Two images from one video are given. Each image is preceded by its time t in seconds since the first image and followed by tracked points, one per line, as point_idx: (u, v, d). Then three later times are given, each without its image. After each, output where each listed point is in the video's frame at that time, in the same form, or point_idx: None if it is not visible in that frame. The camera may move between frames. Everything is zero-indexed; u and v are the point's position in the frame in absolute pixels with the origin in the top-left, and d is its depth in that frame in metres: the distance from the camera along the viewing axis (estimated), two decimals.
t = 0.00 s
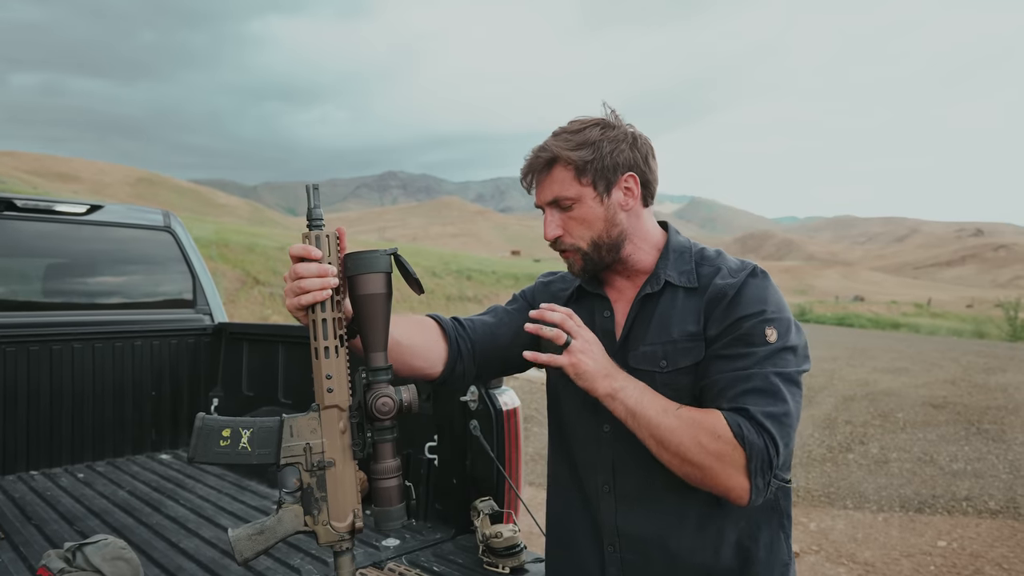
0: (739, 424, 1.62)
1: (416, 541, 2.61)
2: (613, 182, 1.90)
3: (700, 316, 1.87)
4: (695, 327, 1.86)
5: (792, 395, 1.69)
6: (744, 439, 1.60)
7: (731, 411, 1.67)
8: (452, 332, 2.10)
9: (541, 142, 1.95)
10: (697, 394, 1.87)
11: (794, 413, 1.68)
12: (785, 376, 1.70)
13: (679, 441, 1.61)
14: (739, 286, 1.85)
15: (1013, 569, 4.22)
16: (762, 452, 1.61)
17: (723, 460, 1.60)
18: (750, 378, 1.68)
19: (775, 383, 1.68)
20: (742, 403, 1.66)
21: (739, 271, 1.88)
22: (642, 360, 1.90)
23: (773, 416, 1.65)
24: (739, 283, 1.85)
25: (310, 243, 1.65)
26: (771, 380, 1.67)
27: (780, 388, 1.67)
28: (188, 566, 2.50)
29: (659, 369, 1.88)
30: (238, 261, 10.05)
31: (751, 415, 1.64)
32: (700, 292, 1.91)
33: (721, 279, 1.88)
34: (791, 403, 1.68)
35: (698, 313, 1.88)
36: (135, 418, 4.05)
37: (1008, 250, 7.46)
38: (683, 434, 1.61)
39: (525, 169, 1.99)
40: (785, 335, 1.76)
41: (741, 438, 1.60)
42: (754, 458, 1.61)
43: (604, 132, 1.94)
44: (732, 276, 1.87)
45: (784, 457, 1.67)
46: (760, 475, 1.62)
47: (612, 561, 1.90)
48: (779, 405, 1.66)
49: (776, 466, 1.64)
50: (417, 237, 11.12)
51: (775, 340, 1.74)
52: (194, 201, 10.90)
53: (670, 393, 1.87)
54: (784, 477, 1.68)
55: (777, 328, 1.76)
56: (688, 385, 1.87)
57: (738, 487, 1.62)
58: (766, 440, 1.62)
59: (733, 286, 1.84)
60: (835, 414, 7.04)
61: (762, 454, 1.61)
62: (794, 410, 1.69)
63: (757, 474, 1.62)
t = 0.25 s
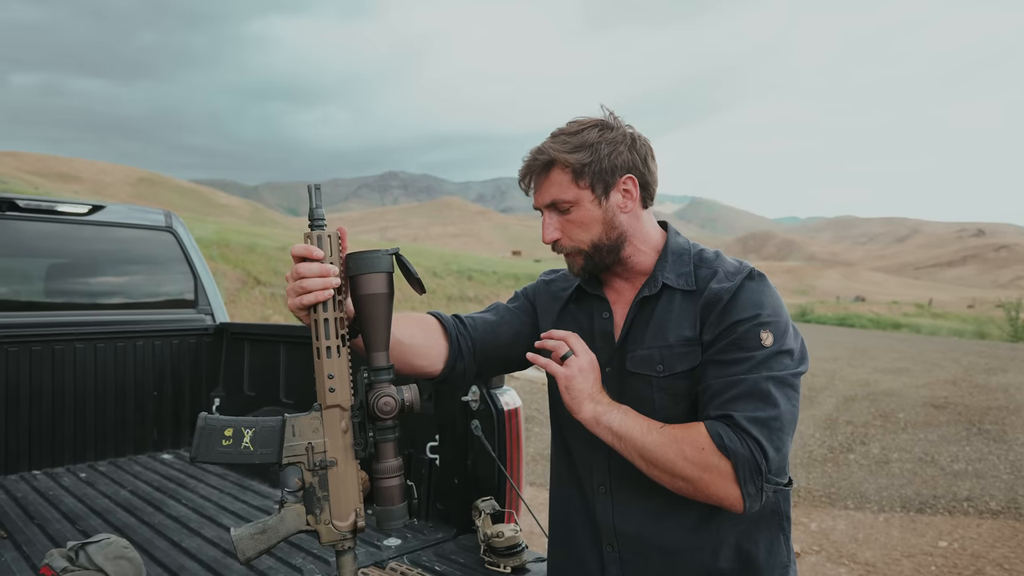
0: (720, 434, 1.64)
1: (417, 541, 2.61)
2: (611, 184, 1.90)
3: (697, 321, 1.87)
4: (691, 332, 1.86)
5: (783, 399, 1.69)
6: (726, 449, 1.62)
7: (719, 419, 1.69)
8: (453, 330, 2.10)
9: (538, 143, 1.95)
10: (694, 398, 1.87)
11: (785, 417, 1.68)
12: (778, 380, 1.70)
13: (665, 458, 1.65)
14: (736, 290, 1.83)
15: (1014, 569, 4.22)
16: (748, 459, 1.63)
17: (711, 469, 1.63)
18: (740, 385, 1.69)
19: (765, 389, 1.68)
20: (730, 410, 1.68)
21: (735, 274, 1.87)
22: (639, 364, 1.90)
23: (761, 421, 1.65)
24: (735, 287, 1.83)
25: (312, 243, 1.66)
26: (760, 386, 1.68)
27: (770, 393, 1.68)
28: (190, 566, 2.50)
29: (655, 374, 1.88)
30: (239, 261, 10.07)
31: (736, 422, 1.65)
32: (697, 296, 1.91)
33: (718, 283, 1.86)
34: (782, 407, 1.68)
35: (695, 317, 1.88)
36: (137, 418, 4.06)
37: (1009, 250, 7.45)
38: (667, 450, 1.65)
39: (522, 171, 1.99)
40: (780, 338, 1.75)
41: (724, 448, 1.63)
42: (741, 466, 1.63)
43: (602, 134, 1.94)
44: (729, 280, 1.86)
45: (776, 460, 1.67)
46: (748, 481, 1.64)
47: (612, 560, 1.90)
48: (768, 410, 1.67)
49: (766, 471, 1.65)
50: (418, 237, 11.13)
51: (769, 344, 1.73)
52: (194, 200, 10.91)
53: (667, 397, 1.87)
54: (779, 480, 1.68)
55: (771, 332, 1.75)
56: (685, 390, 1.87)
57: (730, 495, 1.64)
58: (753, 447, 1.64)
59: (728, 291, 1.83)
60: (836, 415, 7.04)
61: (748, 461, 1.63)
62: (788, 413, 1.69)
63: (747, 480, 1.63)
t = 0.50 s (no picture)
0: (703, 445, 1.63)
1: (419, 540, 2.62)
2: (619, 176, 1.91)
3: (696, 320, 1.87)
4: (690, 332, 1.86)
5: (777, 399, 1.67)
6: (710, 457, 1.62)
7: (707, 425, 1.68)
8: (454, 329, 2.11)
9: (546, 134, 1.94)
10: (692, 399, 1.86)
11: (778, 416, 1.66)
12: (772, 381, 1.68)
13: (651, 484, 1.67)
14: (734, 290, 1.83)
15: (1015, 569, 4.22)
16: (736, 463, 1.62)
17: (697, 483, 1.63)
18: (733, 386, 1.68)
19: (756, 391, 1.67)
20: (719, 414, 1.67)
21: (734, 274, 1.87)
22: (638, 363, 1.90)
23: (750, 423, 1.64)
24: (734, 286, 1.83)
25: (310, 242, 1.66)
26: (751, 389, 1.67)
27: (763, 394, 1.66)
28: (192, 565, 2.50)
29: (654, 374, 1.88)
30: (240, 261, 10.08)
31: (723, 425, 1.65)
32: (696, 295, 1.91)
33: (718, 283, 1.86)
34: (776, 407, 1.66)
35: (694, 316, 1.88)
36: (138, 418, 4.07)
37: (1010, 250, 7.45)
38: (651, 478, 1.67)
39: (528, 163, 1.97)
40: (778, 338, 1.74)
41: (708, 458, 1.62)
42: (730, 471, 1.62)
43: (611, 126, 1.95)
44: (728, 279, 1.86)
45: (769, 461, 1.65)
46: (739, 486, 1.62)
47: (612, 559, 1.91)
48: (758, 412, 1.65)
49: (757, 473, 1.63)
50: (419, 237, 11.13)
51: (765, 343, 1.72)
52: (195, 201, 10.93)
53: (666, 398, 1.87)
54: (774, 480, 1.66)
55: (769, 332, 1.74)
56: (683, 390, 1.86)
57: (721, 501, 1.63)
58: (741, 450, 1.62)
59: (727, 290, 1.83)
60: (836, 414, 7.04)
61: (736, 465, 1.62)
62: (780, 413, 1.67)
63: (737, 484, 1.62)
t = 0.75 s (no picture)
0: (723, 432, 1.63)
1: (419, 540, 2.62)
2: (643, 159, 1.98)
3: (697, 315, 1.87)
4: (691, 326, 1.86)
5: (785, 396, 1.69)
6: (729, 447, 1.62)
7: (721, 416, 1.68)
8: (452, 335, 2.10)
9: (574, 111, 1.96)
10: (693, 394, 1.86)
11: (787, 413, 1.68)
12: (781, 378, 1.70)
13: (667, 452, 1.65)
14: (737, 285, 1.83)
15: (1015, 568, 4.23)
16: (750, 457, 1.63)
17: (711, 465, 1.63)
18: (743, 380, 1.69)
19: (768, 386, 1.68)
20: (733, 407, 1.67)
21: (735, 269, 1.87)
22: (638, 358, 1.90)
23: (762, 418, 1.66)
24: (736, 281, 1.83)
25: (313, 242, 1.66)
26: (763, 383, 1.68)
27: (773, 390, 1.68)
28: (192, 566, 2.51)
29: (654, 369, 1.87)
30: (240, 262, 10.08)
31: (740, 419, 1.65)
32: (697, 291, 1.90)
33: (719, 278, 1.86)
34: (784, 404, 1.68)
35: (695, 311, 1.88)
36: (138, 419, 4.07)
37: (1010, 249, 7.46)
38: (670, 444, 1.65)
39: (556, 132, 1.95)
40: (783, 335, 1.76)
41: (727, 445, 1.62)
42: (742, 462, 1.63)
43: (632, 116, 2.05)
44: (729, 275, 1.86)
45: (776, 457, 1.68)
46: (749, 478, 1.64)
47: (609, 559, 1.90)
48: (771, 408, 1.67)
49: (767, 469, 1.65)
50: (418, 238, 11.14)
51: (771, 340, 1.73)
52: (195, 201, 10.94)
53: (665, 393, 1.87)
54: (777, 477, 1.69)
55: (773, 328, 1.75)
56: (684, 385, 1.86)
57: (728, 492, 1.64)
58: (753, 444, 1.64)
59: (730, 285, 1.83)
60: (836, 413, 7.05)
61: (750, 458, 1.63)
62: (790, 411, 1.69)
63: (747, 478, 1.63)
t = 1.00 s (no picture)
0: (730, 431, 1.64)
1: (419, 540, 2.63)
2: (652, 167, 1.99)
3: (704, 316, 1.89)
4: (698, 327, 1.87)
5: (792, 390, 1.70)
6: (739, 445, 1.62)
7: (730, 413, 1.68)
8: (455, 334, 2.12)
9: (588, 113, 1.93)
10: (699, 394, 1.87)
11: (795, 407, 1.69)
12: (789, 373, 1.71)
13: (678, 469, 1.65)
14: (744, 285, 1.85)
15: (1014, 568, 4.24)
16: (761, 451, 1.63)
17: (725, 470, 1.63)
18: (752, 376, 1.69)
19: (776, 380, 1.69)
20: (741, 403, 1.68)
21: (741, 271, 1.89)
22: (643, 359, 1.90)
23: (771, 411, 1.66)
24: (742, 282, 1.86)
25: (320, 242, 1.65)
26: (771, 378, 1.69)
27: (783, 384, 1.69)
28: (193, 565, 2.52)
29: (661, 369, 1.88)
30: (240, 262, 10.10)
31: (747, 414, 1.65)
32: (703, 292, 1.92)
33: (726, 279, 1.89)
34: (792, 397, 1.69)
35: (701, 312, 1.89)
36: (139, 418, 4.08)
37: (1010, 249, 7.46)
38: (679, 462, 1.65)
39: (569, 136, 1.91)
40: (787, 331, 1.77)
41: (737, 445, 1.62)
42: (754, 458, 1.63)
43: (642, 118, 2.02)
44: (736, 276, 1.89)
45: (790, 451, 1.68)
46: (762, 475, 1.64)
47: (608, 560, 1.91)
48: (779, 401, 1.68)
49: (780, 461, 1.66)
50: (419, 238, 11.15)
51: (777, 337, 1.74)
52: (195, 201, 10.95)
53: (672, 393, 1.88)
54: (793, 470, 1.69)
55: (779, 326, 1.77)
56: (690, 385, 1.87)
57: (747, 491, 1.65)
58: (764, 438, 1.64)
59: (738, 286, 1.85)
60: (836, 413, 7.06)
61: (761, 453, 1.63)
62: (798, 404, 1.70)
63: (762, 473, 1.64)
